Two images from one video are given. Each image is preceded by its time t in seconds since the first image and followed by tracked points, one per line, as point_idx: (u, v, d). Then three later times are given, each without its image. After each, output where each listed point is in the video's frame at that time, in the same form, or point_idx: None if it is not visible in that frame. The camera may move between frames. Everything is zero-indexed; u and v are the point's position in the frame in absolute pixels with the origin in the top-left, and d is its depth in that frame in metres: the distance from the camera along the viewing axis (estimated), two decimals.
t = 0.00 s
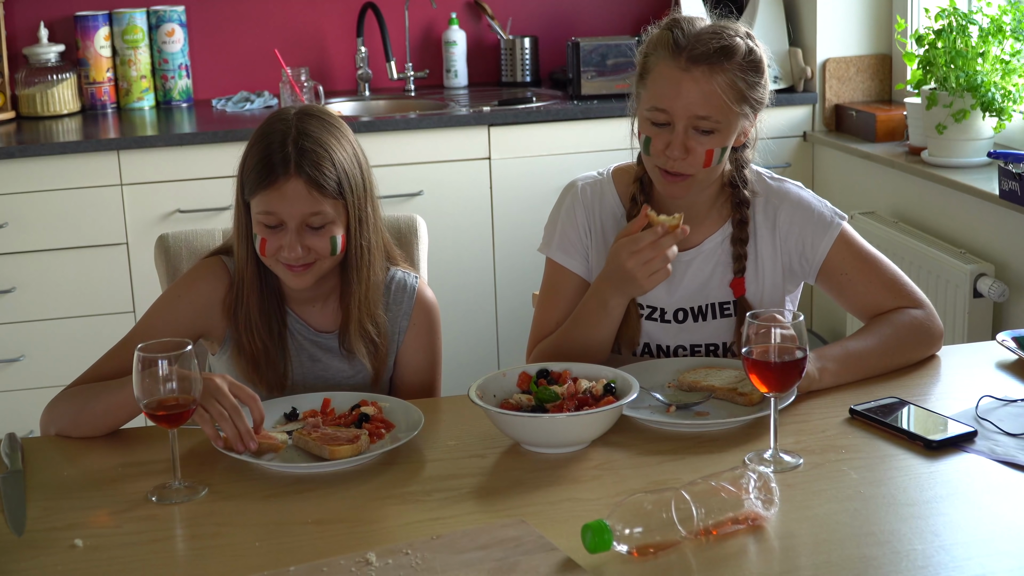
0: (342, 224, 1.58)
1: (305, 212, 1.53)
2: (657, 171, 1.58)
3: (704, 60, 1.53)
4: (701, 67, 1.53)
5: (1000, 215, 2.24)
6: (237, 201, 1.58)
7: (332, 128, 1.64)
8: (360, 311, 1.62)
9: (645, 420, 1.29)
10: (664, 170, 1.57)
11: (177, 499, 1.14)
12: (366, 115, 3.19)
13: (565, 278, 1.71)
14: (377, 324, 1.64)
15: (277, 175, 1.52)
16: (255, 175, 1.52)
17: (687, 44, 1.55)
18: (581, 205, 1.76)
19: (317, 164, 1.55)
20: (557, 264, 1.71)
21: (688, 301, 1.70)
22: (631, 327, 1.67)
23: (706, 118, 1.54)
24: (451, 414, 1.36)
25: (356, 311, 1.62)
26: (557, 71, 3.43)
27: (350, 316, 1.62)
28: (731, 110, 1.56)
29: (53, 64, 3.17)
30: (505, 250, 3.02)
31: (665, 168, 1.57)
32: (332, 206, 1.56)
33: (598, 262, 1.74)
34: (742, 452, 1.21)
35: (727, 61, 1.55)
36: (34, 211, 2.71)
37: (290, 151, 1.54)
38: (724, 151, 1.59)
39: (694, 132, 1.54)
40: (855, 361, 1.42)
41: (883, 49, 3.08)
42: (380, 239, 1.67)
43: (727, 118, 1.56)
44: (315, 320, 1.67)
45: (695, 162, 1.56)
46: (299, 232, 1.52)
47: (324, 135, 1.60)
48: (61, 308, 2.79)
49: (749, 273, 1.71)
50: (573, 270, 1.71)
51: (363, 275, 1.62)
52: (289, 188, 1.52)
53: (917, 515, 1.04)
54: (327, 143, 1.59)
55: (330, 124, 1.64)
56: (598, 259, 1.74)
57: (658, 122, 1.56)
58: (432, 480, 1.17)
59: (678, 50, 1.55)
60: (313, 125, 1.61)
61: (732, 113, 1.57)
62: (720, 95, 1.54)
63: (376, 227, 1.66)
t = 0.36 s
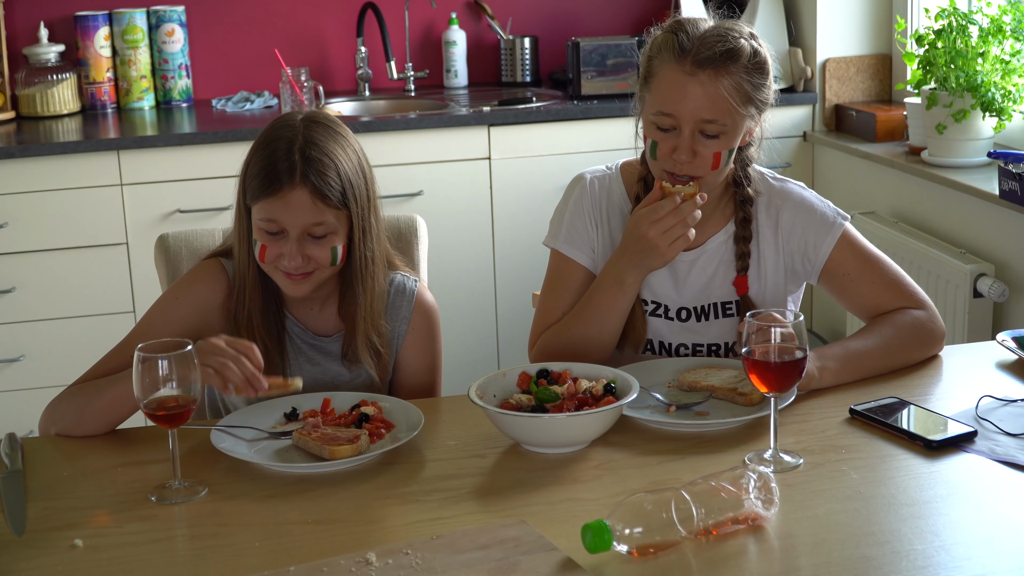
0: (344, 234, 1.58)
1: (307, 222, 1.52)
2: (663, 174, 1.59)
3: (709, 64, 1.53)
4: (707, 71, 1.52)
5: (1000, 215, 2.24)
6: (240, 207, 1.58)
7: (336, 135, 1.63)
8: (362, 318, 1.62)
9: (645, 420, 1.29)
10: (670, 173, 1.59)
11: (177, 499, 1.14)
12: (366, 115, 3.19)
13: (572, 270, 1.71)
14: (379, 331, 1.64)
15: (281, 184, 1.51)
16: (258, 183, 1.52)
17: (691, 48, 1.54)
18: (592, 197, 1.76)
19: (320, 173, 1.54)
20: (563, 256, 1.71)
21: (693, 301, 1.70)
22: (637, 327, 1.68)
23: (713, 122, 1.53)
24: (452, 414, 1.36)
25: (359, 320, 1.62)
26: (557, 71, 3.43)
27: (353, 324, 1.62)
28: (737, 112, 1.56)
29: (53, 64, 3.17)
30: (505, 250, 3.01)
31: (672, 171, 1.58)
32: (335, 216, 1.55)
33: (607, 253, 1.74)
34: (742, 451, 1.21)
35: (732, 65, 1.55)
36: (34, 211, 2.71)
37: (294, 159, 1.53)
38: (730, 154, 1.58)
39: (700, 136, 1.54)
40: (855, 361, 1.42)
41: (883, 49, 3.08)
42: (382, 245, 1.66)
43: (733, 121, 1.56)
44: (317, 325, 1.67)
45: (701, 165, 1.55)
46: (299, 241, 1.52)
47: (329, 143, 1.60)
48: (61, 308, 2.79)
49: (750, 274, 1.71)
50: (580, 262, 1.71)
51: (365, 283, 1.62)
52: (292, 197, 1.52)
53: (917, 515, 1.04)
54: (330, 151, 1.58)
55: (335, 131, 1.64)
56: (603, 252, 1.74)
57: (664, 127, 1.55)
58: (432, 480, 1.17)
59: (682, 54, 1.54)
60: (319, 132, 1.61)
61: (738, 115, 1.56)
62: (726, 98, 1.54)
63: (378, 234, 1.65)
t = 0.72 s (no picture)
0: (336, 241, 1.57)
1: (300, 229, 1.52)
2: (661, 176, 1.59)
3: (700, 61, 1.53)
4: (697, 68, 1.52)
5: (1000, 215, 2.24)
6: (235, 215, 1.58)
7: (330, 140, 1.63)
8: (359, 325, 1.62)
9: (645, 420, 1.29)
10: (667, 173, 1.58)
11: (177, 499, 1.14)
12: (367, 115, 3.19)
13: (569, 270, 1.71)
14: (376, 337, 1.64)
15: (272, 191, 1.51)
16: (250, 191, 1.52)
17: (681, 47, 1.54)
18: (596, 198, 1.76)
19: (312, 180, 1.53)
20: (563, 255, 1.71)
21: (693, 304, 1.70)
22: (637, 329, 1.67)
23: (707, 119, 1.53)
24: (452, 414, 1.36)
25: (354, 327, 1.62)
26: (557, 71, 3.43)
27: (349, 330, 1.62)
28: (731, 108, 1.55)
29: (53, 64, 3.17)
30: (505, 249, 3.01)
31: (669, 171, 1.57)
32: (327, 223, 1.55)
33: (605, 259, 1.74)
34: (742, 452, 1.21)
35: (723, 62, 1.55)
36: (34, 211, 2.71)
37: (286, 166, 1.53)
38: (726, 151, 1.57)
39: (695, 133, 1.53)
40: (855, 361, 1.42)
41: (883, 49, 3.07)
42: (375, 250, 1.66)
43: (727, 119, 1.55)
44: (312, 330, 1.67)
45: (696, 162, 1.55)
46: (291, 248, 1.51)
47: (320, 149, 1.59)
48: (60, 308, 2.79)
49: (750, 274, 1.71)
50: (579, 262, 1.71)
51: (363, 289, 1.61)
52: (284, 204, 1.52)
53: (917, 515, 1.04)
54: (321, 158, 1.58)
55: (329, 136, 1.64)
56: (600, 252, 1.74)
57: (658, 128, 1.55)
58: (432, 480, 1.17)
59: (672, 54, 1.54)
60: (311, 139, 1.60)
61: (733, 113, 1.56)
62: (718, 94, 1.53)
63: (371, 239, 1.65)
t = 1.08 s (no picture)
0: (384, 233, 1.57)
1: (365, 219, 1.51)
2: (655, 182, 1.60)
3: (699, 74, 1.51)
4: (696, 82, 1.51)
5: (1000, 215, 2.24)
6: (276, 199, 1.56)
7: (373, 123, 1.61)
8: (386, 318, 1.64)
9: (645, 420, 1.29)
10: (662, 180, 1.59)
11: (177, 499, 1.14)
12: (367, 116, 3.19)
13: (554, 276, 1.73)
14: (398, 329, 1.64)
15: (345, 180, 1.50)
16: (316, 176, 1.50)
17: (678, 59, 1.52)
18: (594, 214, 1.75)
19: (377, 169, 1.53)
20: (543, 264, 1.73)
21: (671, 271, 1.75)
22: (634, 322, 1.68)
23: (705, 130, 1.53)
24: (452, 414, 1.36)
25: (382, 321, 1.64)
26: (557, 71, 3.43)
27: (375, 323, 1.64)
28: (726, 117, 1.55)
29: (53, 64, 3.17)
30: (504, 249, 3.01)
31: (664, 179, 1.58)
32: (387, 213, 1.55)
33: (596, 279, 1.74)
34: (742, 452, 1.21)
35: (719, 71, 1.53)
36: (34, 211, 2.71)
37: (357, 154, 1.51)
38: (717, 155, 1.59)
39: (693, 144, 1.53)
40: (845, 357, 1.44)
41: (883, 49, 3.07)
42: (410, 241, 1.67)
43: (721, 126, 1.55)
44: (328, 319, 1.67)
45: (692, 171, 1.56)
46: (357, 237, 1.51)
47: (369, 133, 1.58)
48: (60, 308, 2.79)
49: (736, 278, 1.77)
50: (559, 271, 1.74)
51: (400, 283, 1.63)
52: (360, 192, 1.50)
53: (917, 515, 1.04)
54: (376, 143, 1.57)
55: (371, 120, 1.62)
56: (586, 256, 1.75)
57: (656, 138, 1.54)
58: (432, 480, 1.17)
59: (669, 66, 1.52)
60: (362, 124, 1.59)
61: (724, 121, 1.57)
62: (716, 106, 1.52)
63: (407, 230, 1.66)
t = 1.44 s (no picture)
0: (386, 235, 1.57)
1: (367, 221, 1.51)
2: (656, 184, 1.60)
3: (701, 77, 1.51)
4: (698, 86, 1.51)
5: (1000, 215, 2.24)
6: (276, 201, 1.56)
7: (374, 125, 1.61)
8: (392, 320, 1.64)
9: (644, 420, 1.29)
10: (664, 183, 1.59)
11: (178, 499, 1.14)
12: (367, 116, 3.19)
13: (553, 277, 1.74)
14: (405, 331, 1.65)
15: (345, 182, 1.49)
16: (316, 178, 1.50)
17: (679, 62, 1.52)
18: (594, 215, 1.75)
19: (376, 169, 1.52)
20: (541, 264, 1.73)
21: (672, 271, 1.75)
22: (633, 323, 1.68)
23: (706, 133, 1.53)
24: (452, 414, 1.36)
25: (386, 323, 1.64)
26: (557, 71, 3.43)
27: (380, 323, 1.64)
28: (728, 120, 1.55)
29: (53, 64, 3.17)
30: (504, 249, 3.01)
31: (665, 182, 1.58)
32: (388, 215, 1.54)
33: (596, 280, 1.74)
34: (742, 452, 1.21)
35: (721, 75, 1.54)
36: (34, 211, 2.71)
37: (357, 156, 1.51)
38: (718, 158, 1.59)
39: (694, 147, 1.53)
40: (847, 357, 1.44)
41: (883, 49, 3.07)
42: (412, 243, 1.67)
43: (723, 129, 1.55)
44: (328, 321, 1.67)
45: (694, 174, 1.56)
46: (358, 239, 1.50)
47: (368, 133, 1.58)
48: (60, 308, 2.79)
49: (736, 279, 1.77)
50: (558, 272, 1.74)
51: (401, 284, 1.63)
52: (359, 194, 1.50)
53: (917, 515, 1.04)
54: (377, 145, 1.57)
55: (372, 121, 1.62)
56: (585, 257, 1.75)
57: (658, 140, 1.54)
58: (432, 480, 1.17)
59: (672, 69, 1.52)
60: (364, 127, 1.59)
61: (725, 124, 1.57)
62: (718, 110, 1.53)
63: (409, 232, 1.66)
